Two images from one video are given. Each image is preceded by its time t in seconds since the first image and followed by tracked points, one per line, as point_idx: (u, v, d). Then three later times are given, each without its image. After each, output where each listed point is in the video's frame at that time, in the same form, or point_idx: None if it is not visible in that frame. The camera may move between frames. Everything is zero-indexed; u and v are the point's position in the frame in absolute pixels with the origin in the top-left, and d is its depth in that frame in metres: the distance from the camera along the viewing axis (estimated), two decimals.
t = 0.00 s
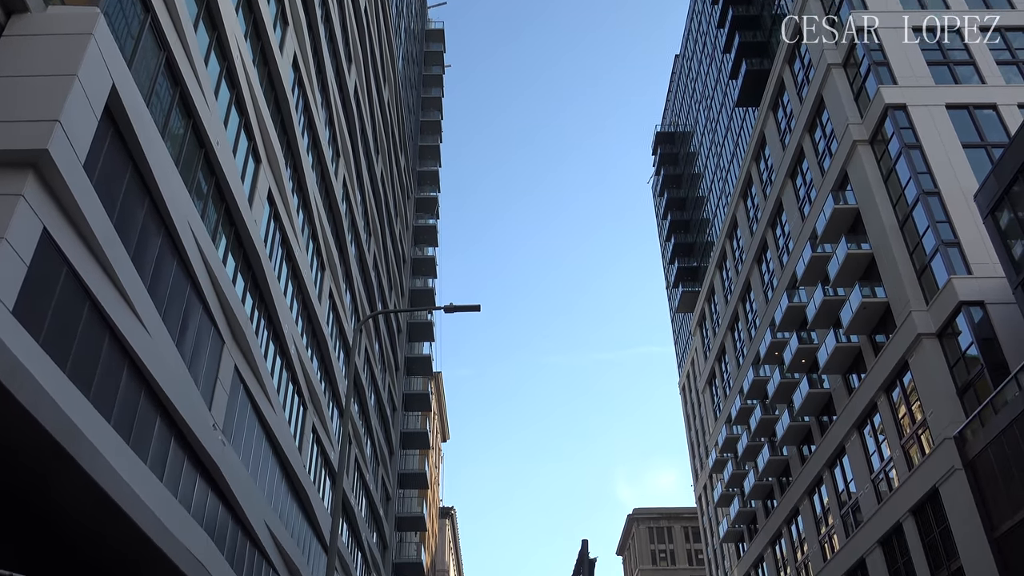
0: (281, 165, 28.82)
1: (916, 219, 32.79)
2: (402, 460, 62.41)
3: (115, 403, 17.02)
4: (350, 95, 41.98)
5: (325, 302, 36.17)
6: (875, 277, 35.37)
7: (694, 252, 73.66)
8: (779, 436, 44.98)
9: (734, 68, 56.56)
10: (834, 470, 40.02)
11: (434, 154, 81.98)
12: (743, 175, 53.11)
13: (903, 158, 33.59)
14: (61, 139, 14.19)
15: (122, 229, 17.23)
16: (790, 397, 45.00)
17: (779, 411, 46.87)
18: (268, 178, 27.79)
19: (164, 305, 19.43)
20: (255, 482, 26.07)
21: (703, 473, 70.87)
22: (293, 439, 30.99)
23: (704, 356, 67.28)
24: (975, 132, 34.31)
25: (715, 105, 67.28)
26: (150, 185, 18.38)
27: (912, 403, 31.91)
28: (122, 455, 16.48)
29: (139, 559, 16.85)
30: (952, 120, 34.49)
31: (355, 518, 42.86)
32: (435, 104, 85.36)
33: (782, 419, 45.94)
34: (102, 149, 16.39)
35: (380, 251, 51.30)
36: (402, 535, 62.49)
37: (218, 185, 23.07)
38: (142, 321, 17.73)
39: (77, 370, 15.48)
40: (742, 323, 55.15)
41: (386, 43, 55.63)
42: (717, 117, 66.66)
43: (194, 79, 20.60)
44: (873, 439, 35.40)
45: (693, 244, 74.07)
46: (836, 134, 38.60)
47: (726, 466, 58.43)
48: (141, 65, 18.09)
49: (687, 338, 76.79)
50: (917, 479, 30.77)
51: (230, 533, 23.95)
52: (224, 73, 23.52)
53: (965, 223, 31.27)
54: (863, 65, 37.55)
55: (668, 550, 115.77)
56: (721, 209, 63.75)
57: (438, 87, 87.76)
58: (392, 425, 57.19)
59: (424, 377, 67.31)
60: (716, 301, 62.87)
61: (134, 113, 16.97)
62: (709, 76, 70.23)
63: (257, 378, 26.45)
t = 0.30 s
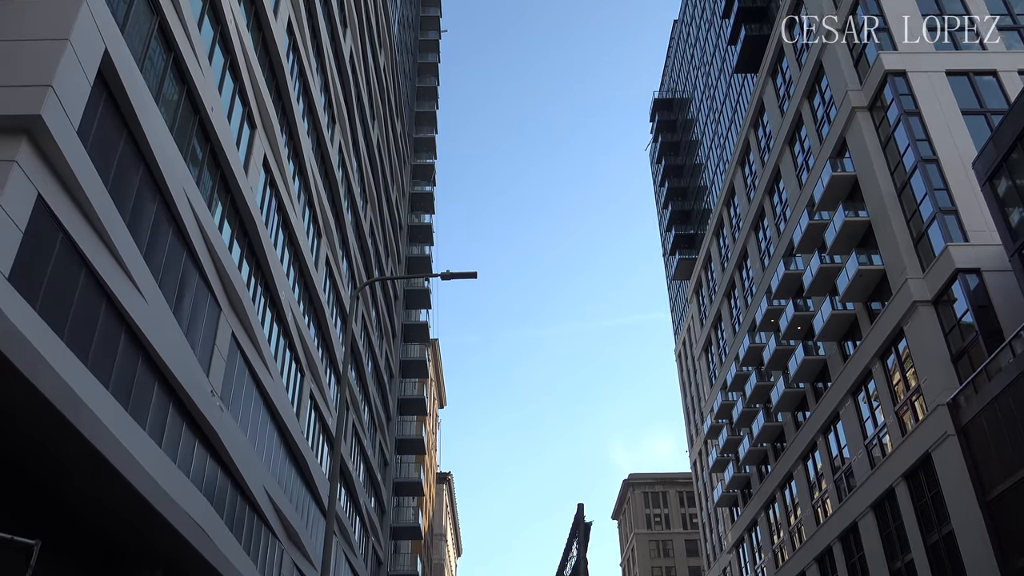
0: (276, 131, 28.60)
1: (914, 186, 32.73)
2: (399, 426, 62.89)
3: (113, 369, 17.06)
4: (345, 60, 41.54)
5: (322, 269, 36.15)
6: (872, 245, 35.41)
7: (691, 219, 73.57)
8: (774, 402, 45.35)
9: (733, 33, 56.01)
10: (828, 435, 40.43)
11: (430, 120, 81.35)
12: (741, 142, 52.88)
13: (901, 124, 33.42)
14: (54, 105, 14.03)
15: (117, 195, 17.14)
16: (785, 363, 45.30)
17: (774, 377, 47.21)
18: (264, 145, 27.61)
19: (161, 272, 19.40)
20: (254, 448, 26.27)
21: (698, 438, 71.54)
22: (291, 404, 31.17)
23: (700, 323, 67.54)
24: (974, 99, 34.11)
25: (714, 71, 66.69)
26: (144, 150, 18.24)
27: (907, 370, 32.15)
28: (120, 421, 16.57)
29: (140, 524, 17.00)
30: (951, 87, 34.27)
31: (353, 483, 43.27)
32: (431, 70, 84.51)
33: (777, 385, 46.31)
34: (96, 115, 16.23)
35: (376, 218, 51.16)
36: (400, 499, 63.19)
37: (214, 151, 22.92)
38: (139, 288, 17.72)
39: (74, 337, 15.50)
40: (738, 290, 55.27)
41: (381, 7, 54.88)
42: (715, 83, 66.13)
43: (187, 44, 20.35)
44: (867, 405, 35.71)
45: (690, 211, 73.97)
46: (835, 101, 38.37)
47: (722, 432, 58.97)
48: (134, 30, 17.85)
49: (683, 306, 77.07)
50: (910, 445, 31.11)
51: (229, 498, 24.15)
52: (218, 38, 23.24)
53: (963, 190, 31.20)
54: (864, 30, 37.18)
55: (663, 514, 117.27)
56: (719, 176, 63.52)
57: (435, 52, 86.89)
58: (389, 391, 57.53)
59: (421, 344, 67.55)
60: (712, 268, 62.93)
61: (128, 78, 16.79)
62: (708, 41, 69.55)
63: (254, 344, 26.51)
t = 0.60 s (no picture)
0: (271, 98, 28.36)
1: (912, 155, 32.62)
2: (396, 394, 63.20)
3: (110, 337, 17.10)
4: (340, 26, 41.03)
5: (318, 238, 36.07)
6: (869, 214, 35.40)
7: (688, 188, 73.32)
8: (769, 371, 45.65)
9: None
10: (823, 404, 40.75)
11: (426, 87, 80.61)
12: (739, 110, 52.54)
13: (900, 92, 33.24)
14: (47, 71, 13.88)
15: (111, 162, 17.03)
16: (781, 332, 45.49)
17: (770, 346, 47.46)
18: (259, 112, 27.40)
19: (156, 241, 19.35)
20: (251, 416, 26.39)
21: (693, 406, 72.04)
22: (288, 373, 31.27)
23: (696, 292, 67.66)
24: (974, 67, 33.85)
25: (713, 37, 66.03)
26: (138, 117, 18.09)
27: (901, 338, 32.32)
28: (117, 387, 16.60)
29: (140, 490, 17.13)
30: (952, 55, 34.00)
31: (350, 450, 43.56)
32: (427, 36, 83.57)
33: (772, 354, 46.55)
34: (89, 82, 16.07)
35: (372, 186, 50.91)
36: (397, 466, 63.67)
37: (208, 118, 22.73)
38: (135, 256, 17.68)
39: (70, 305, 15.49)
40: (735, 259, 55.29)
41: None
42: (714, 50, 65.52)
43: (180, 9, 20.09)
44: (862, 373, 35.95)
45: (687, 180, 73.70)
46: (835, 69, 38.10)
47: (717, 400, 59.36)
48: None
49: (680, 275, 77.16)
50: (903, 413, 31.39)
51: (228, 465, 24.32)
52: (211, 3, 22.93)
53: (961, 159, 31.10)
54: None
55: (658, 481, 118.38)
56: (717, 145, 63.21)
57: (431, 18, 85.85)
58: (386, 359, 57.69)
59: (418, 313, 67.65)
60: (709, 237, 62.88)
61: (120, 44, 16.60)
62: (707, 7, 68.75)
63: (250, 312, 26.53)
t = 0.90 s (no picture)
0: (265, 66, 28.07)
1: (910, 126, 32.45)
2: (393, 364, 63.36)
3: (106, 308, 17.07)
4: None
5: (314, 208, 35.91)
6: (866, 185, 35.32)
7: (686, 159, 72.97)
8: (765, 341, 45.84)
9: None
10: (817, 374, 40.98)
11: (422, 56, 79.83)
12: (738, 80, 52.15)
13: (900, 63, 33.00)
14: (36, 38, 13.67)
15: (104, 131, 16.87)
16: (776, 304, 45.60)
17: (765, 317, 47.59)
18: (253, 80, 27.13)
19: (151, 210, 19.24)
20: (248, 386, 26.46)
21: (688, 377, 72.36)
22: (284, 343, 31.32)
23: (693, 263, 67.67)
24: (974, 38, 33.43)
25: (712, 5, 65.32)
26: (130, 86, 17.90)
27: (896, 310, 32.42)
28: (114, 358, 16.62)
29: (139, 459, 17.19)
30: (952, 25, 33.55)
31: (347, 420, 43.79)
32: (423, 3, 82.59)
33: (768, 325, 46.70)
34: (80, 49, 15.85)
35: (368, 156, 50.58)
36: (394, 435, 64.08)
37: (201, 86, 22.51)
38: (129, 226, 17.59)
39: (65, 275, 15.44)
40: (731, 229, 55.21)
41: None
42: (713, 18, 64.84)
43: None
44: (856, 344, 36.11)
45: (685, 150, 73.35)
46: (834, 38, 37.78)
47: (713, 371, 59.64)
48: None
49: (676, 246, 77.12)
50: (897, 383, 31.59)
51: (225, 436, 24.41)
52: None
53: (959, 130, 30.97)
54: None
55: (653, 451, 119.26)
56: (715, 115, 62.80)
57: None
58: (382, 330, 57.74)
59: (414, 284, 67.63)
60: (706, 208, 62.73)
61: (112, 10, 16.37)
62: None
63: (246, 283, 26.47)
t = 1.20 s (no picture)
0: (260, 36, 27.81)
1: (908, 99, 32.31)
2: (390, 337, 63.52)
3: (101, 279, 17.05)
4: None
5: (309, 180, 35.77)
6: (863, 159, 35.27)
7: (683, 132, 72.69)
8: (760, 315, 45.99)
9: None
10: (811, 348, 41.19)
11: (419, 27, 79.12)
12: (736, 52, 51.79)
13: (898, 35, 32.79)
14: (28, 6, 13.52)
15: (97, 101, 16.74)
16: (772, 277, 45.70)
17: (761, 291, 47.72)
18: (247, 50, 26.89)
19: (146, 181, 19.15)
20: (244, 357, 26.53)
21: (684, 351, 72.65)
22: (280, 316, 31.36)
23: (689, 237, 67.68)
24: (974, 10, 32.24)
25: None
26: (124, 56, 17.73)
27: (891, 284, 32.53)
28: (109, 329, 16.63)
29: (136, 430, 17.28)
30: None
31: (343, 392, 43.97)
32: None
33: (763, 298, 46.82)
34: (72, 18, 15.68)
35: (363, 128, 50.32)
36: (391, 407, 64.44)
37: (195, 56, 22.30)
38: (123, 197, 17.52)
39: (60, 245, 15.41)
40: (728, 203, 55.12)
41: None
42: None
43: None
44: (851, 318, 36.26)
45: (682, 124, 73.01)
46: (833, 10, 37.48)
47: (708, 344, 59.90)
48: None
49: (673, 219, 77.08)
50: (891, 357, 31.77)
51: (221, 408, 24.49)
52: None
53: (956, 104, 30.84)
54: None
55: (648, 424, 119.98)
56: (712, 88, 62.47)
57: None
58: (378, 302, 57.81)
59: (410, 257, 67.63)
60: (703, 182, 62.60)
61: None
62: None
63: (242, 255, 26.42)
